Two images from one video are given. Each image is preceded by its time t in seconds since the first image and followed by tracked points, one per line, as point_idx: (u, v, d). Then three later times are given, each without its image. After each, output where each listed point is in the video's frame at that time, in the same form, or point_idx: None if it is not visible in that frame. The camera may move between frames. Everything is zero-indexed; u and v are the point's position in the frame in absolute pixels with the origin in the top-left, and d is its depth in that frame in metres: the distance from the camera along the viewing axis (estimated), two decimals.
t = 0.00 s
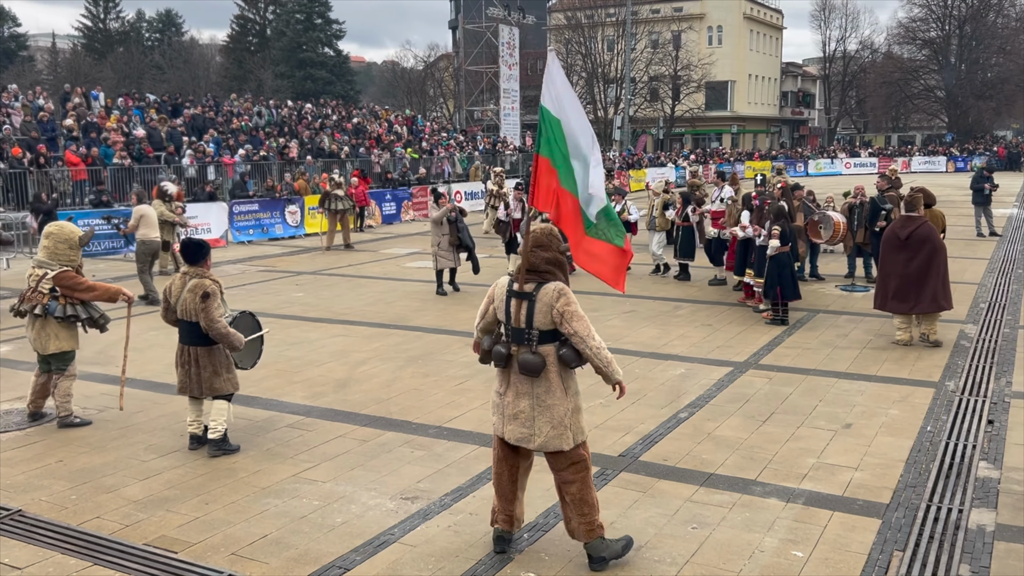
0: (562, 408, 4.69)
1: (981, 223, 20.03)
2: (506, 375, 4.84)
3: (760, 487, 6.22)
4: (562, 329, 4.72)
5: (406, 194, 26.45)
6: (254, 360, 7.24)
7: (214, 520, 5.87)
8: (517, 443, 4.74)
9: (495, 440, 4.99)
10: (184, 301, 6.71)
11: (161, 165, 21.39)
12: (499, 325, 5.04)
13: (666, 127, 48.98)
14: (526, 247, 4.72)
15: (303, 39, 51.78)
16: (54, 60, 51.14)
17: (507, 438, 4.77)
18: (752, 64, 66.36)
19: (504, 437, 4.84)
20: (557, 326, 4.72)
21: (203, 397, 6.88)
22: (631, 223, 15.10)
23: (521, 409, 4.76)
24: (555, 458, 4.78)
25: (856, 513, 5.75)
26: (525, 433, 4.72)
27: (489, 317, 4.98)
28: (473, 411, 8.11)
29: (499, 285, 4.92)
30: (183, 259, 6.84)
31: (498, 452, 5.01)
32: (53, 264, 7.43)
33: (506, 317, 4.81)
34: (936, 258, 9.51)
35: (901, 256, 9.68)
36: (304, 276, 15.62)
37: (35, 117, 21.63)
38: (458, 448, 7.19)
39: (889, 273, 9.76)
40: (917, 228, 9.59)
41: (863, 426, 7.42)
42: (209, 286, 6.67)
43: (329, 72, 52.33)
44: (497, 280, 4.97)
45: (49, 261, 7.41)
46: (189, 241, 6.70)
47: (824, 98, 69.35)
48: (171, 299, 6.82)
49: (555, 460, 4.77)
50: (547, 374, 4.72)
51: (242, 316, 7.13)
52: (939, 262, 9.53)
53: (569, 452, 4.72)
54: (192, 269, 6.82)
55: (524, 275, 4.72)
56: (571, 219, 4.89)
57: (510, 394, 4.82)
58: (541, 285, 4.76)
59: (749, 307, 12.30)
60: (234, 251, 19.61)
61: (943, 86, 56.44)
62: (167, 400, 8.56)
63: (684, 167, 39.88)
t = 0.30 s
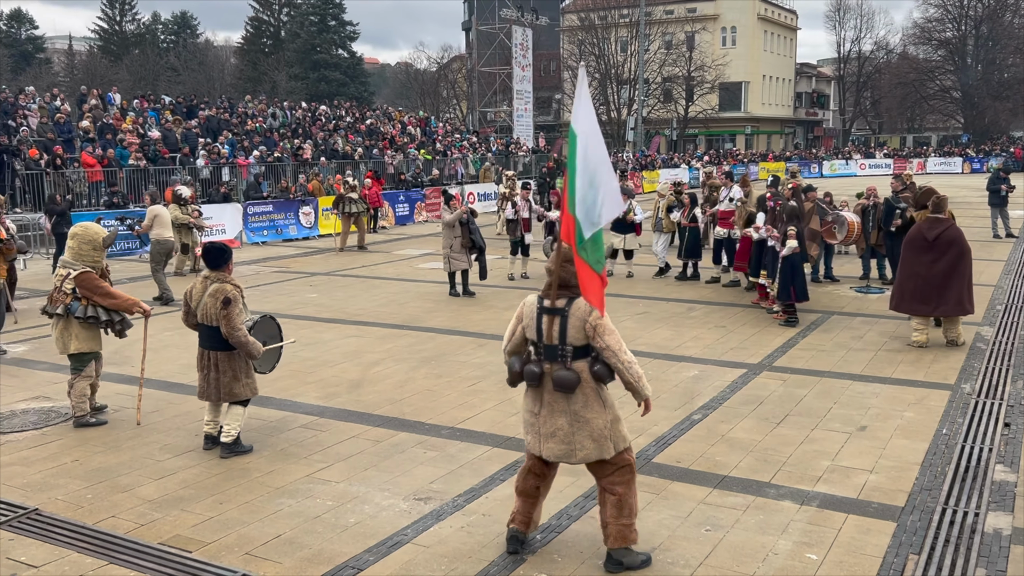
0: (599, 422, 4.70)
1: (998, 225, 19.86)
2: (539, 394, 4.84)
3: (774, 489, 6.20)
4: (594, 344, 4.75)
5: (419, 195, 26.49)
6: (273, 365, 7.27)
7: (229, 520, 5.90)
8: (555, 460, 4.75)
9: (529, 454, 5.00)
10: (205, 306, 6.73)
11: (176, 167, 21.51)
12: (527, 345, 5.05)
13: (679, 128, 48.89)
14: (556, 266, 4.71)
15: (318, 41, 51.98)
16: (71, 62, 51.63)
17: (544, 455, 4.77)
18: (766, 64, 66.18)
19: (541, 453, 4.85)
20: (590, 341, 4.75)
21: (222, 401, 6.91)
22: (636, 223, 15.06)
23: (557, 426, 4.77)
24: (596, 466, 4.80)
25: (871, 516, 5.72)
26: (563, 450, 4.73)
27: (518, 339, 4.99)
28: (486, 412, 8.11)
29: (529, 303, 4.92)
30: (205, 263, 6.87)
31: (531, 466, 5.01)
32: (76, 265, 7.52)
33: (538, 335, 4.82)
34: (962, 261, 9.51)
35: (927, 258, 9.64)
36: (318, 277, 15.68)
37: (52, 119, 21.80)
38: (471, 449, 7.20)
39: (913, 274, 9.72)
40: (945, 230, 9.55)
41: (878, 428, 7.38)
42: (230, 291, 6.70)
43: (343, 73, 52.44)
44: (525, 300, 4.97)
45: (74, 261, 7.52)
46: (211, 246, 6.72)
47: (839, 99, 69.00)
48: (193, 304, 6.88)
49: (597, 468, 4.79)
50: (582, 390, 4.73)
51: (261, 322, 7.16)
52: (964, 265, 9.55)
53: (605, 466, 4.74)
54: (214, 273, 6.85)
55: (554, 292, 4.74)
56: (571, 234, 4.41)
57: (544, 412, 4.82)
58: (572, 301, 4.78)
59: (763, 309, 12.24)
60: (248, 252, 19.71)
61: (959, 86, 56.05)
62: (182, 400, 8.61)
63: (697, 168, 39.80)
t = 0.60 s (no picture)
0: (642, 397, 4.71)
1: (1013, 226, 19.73)
2: (580, 370, 4.78)
3: (786, 491, 6.19)
4: (637, 317, 4.76)
5: (431, 197, 26.56)
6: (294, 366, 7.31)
7: (243, 520, 5.93)
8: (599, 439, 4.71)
9: (558, 439, 4.94)
10: (224, 307, 6.77)
11: (190, 168, 21.64)
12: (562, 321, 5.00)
13: (692, 129, 48.77)
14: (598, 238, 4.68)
15: (331, 44, 52.06)
16: (86, 65, 52.03)
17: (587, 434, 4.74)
18: (779, 66, 65.98)
19: (579, 433, 4.81)
20: (632, 314, 4.75)
21: (240, 403, 6.93)
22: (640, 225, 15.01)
23: (600, 403, 4.73)
24: (626, 453, 4.77)
25: (884, 519, 5.70)
26: (607, 427, 4.71)
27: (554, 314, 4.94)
28: (498, 414, 8.12)
29: (567, 278, 4.89)
30: (224, 265, 6.91)
31: (559, 450, 4.94)
32: (97, 267, 7.63)
33: (579, 312, 4.79)
34: (992, 265, 9.48)
35: (955, 260, 9.60)
36: (330, 279, 15.72)
37: (67, 121, 21.97)
38: (483, 450, 7.21)
39: (941, 276, 9.68)
40: (974, 233, 9.54)
41: (891, 431, 7.36)
42: (248, 293, 6.72)
43: (356, 75, 52.54)
44: (562, 275, 4.92)
45: (94, 264, 7.62)
46: (230, 248, 6.77)
47: (853, 100, 68.72)
48: (212, 304, 6.92)
49: (627, 453, 4.75)
50: (627, 365, 4.71)
51: (284, 322, 7.17)
52: (994, 269, 9.51)
53: (648, 442, 4.75)
54: (233, 275, 6.88)
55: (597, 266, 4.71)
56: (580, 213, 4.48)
57: (586, 389, 4.77)
58: (614, 275, 4.75)
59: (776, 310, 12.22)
60: (261, 254, 19.79)
61: (974, 88, 55.65)
62: (196, 400, 8.66)
63: (709, 170, 39.71)
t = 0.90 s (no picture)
0: (672, 416, 4.70)
1: None
2: (608, 390, 4.76)
3: (798, 495, 6.17)
4: (666, 337, 4.72)
5: (442, 199, 26.62)
6: (309, 368, 7.31)
7: (254, 520, 5.95)
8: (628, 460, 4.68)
9: (586, 459, 4.92)
10: (239, 311, 6.79)
11: (203, 170, 21.75)
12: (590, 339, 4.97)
13: (703, 131, 48.69)
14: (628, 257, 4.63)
15: (342, 46, 52.19)
16: (100, 67, 52.44)
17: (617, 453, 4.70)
18: (791, 67, 65.83)
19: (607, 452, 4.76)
20: (661, 333, 4.72)
21: (257, 406, 6.96)
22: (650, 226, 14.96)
23: (629, 423, 4.71)
24: (652, 472, 4.74)
25: (897, 523, 5.67)
26: (636, 447, 4.67)
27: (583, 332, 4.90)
28: (508, 415, 8.12)
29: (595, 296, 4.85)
30: (240, 269, 6.93)
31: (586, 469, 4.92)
32: (113, 264, 7.71)
33: (608, 330, 4.74)
34: (1013, 267, 9.51)
35: (977, 262, 9.61)
36: (342, 280, 15.76)
37: (81, 123, 22.11)
38: (493, 452, 7.21)
39: (963, 277, 9.69)
40: (997, 234, 9.56)
41: (904, 434, 7.32)
42: (264, 297, 6.77)
43: (367, 78, 52.67)
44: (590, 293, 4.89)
45: (112, 261, 7.69)
46: (245, 252, 6.78)
47: (865, 101, 68.50)
48: (227, 309, 6.93)
49: (653, 473, 4.72)
50: (655, 385, 4.69)
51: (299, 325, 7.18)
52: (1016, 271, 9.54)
53: (676, 461, 4.72)
54: (248, 278, 6.91)
55: (627, 285, 4.67)
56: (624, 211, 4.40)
57: (615, 409, 4.74)
58: (642, 293, 4.72)
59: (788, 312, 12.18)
60: (273, 255, 19.85)
61: (987, 89, 55.36)
62: (208, 401, 8.70)
63: (721, 172, 39.66)
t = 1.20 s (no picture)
0: (677, 414, 4.70)
1: None
2: (614, 387, 4.77)
3: (808, 497, 6.15)
4: (671, 336, 4.72)
5: (451, 201, 26.67)
6: (316, 370, 7.33)
7: (264, 522, 5.97)
8: (632, 457, 4.66)
9: (592, 458, 4.90)
10: (251, 311, 6.79)
11: (213, 172, 21.85)
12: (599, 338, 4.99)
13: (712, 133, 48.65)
14: (636, 255, 4.68)
15: (352, 48, 52.23)
16: (111, 70, 52.71)
17: (619, 453, 4.68)
18: (801, 69, 65.68)
19: (612, 450, 4.76)
20: (667, 333, 4.72)
21: (264, 406, 6.98)
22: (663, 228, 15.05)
23: (633, 420, 4.69)
24: (657, 470, 4.74)
25: (908, 526, 5.65)
26: (639, 446, 4.65)
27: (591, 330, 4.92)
28: (518, 417, 8.12)
29: (602, 295, 4.86)
30: (253, 269, 6.95)
31: (596, 469, 4.89)
32: (125, 264, 7.80)
33: (614, 328, 4.77)
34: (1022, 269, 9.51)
35: (985, 264, 9.64)
36: (351, 282, 15.80)
37: (92, 125, 22.23)
38: (502, 454, 7.21)
39: (972, 280, 9.71)
40: (1004, 236, 9.58)
41: (915, 437, 7.29)
42: (277, 298, 6.76)
43: (377, 80, 52.68)
44: (598, 291, 4.91)
45: (124, 260, 7.78)
46: (259, 252, 6.80)
47: (875, 103, 68.30)
48: (238, 308, 6.91)
49: (658, 472, 4.72)
50: (660, 382, 4.69)
51: (307, 326, 7.22)
52: None
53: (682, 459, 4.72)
54: (261, 279, 6.92)
55: (634, 284, 4.69)
56: (686, 221, 4.96)
57: (619, 407, 4.75)
58: (649, 293, 4.74)
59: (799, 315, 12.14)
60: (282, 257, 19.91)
61: (999, 91, 55.09)
62: (218, 403, 8.73)
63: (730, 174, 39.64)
